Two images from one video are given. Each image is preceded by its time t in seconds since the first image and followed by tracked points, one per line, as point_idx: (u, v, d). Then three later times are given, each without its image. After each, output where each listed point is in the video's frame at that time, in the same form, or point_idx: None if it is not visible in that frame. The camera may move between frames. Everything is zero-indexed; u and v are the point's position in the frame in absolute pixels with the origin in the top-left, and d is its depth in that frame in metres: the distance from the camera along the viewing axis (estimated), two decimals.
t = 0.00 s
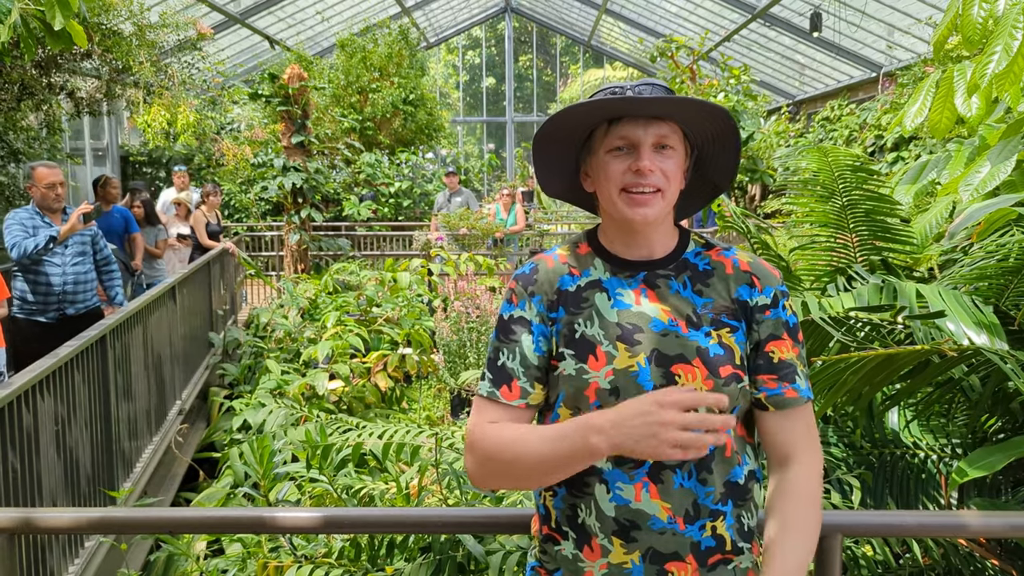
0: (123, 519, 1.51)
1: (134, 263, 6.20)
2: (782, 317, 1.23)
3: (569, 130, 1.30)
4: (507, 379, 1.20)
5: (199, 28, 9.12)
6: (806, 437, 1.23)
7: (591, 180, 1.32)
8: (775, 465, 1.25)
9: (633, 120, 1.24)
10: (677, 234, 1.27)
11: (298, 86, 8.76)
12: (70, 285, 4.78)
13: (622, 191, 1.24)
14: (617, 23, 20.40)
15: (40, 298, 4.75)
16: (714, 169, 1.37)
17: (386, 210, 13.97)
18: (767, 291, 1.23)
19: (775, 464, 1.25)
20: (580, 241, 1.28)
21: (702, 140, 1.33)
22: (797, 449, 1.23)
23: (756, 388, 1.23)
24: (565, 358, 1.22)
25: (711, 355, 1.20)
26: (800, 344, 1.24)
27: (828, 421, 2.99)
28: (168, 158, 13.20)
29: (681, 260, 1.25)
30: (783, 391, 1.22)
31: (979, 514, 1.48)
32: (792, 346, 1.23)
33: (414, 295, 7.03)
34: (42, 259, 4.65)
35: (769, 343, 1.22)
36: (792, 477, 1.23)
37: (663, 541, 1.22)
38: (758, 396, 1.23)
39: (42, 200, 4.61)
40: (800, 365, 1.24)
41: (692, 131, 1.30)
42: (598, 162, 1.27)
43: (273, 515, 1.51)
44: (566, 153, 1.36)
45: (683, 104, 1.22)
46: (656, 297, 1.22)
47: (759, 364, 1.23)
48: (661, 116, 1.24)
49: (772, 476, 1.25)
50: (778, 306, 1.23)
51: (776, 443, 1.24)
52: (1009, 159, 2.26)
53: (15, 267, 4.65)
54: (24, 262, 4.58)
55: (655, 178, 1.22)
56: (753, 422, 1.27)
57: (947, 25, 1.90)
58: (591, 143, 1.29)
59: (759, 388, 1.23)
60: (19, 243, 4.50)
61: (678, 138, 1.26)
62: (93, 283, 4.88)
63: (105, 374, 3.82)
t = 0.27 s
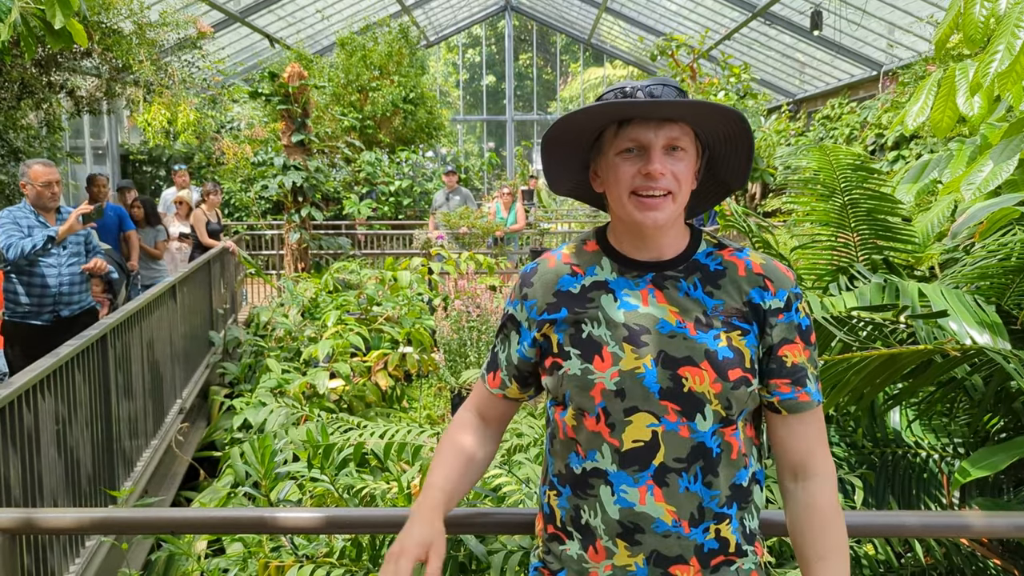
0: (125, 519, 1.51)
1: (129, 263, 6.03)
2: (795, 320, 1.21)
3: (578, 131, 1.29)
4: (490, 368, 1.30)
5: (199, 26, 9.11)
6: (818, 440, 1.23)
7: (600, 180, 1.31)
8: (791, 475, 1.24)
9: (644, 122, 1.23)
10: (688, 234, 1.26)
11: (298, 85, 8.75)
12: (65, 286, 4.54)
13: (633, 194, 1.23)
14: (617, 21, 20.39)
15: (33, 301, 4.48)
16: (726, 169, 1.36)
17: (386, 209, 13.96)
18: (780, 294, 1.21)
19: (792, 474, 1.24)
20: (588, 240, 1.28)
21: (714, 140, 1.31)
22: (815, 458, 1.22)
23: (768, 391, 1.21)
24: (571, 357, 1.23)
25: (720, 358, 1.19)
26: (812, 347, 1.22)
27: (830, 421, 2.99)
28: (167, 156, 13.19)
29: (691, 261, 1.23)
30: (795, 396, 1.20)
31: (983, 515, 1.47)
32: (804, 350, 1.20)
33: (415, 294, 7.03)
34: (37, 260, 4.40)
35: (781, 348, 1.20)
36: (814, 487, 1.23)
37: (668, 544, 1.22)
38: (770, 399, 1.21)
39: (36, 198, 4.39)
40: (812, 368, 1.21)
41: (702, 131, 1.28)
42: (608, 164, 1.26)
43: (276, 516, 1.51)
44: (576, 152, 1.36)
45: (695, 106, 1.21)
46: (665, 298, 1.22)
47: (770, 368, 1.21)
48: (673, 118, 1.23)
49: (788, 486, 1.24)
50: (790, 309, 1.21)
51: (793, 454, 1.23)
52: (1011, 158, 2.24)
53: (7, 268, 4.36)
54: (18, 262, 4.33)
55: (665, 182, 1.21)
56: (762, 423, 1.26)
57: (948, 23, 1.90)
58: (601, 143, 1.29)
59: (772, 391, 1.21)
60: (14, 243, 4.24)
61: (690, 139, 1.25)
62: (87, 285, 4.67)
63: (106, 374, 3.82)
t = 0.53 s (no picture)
0: (124, 518, 1.50)
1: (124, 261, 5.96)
2: (799, 327, 1.20)
3: (581, 130, 1.28)
4: (491, 348, 1.33)
5: (198, 24, 9.08)
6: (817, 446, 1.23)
7: (602, 181, 1.31)
8: (793, 476, 1.24)
9: (647, 124, 1.22)
10: (692, 235, 1.24)
11: (297, 82, 8.72)
12: (64, 287, 4.54)
13: (637, 199, 1.21)
14: (616, 18, 20.36)
15: (32, 301, 4.46)
16: (731, 169, 1.35)
17: (385, 207, 13.96)
18: (785, 301, 1.20)
19: (794, 476, 1.24)
20: (591, 236, 1.28)
21: (717, 142, 1.30)
22: (817, 461, 1.22)
23: (772, 397, 1.21)
24: (572, 357, 1.23)
25: (723, 362, 1.19)
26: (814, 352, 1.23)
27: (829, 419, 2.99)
28: (166, 154, 13.17)
29: (695, 262, 1.22)
30: (800, 402, 1.20)
31: (983, 514, 1.47)
32: (808, 356, 1.21)
33: (414, 292, 7.02)
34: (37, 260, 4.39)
35: (789, 355, 1.20)
36: (816, 489, 1.23)
37: (667, 547, 1.22)
38: (775, 404, 1.21)
39: (39, 198, 4.40)
40: (814, 374, 1.22)
41: (707, 132, 1.27)
42: (611, 166, 1.25)
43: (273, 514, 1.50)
44: (579, 151, 1.35)
45: (700, 110, 1.20)
46: (667, 300, 1.21)
47: (774, 374, 1.21)
48: (676, 121, 1.22)
49: (789, 486, 1.24)
50: (795, 316, 1.20)
51: (795, 458, 1.23)
52: (1012, 156, 2.24)
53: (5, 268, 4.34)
54: (17, 262, 4.31)
55: (669, 186, 1.20)
56: (764, 424, 1.26)
57: (949, 20, 1.89)
58: (604, 143, 1.27)
59: (777, 397, 1.21)
60: (14, 242, 4.23)
61: (694, 141, 1.24)
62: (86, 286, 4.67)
63: (105, 372, 3.81)
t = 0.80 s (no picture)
0: (121, 517, 1.50)
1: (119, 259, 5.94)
2: (793, 326, 1.20)
3: (579, 131, 1.28)
4: (487, 352, 1.33)
5: (196, 21, 9.07)
6: (806, 448, 1.22)
7: (600, 181, 1.31)
8: (779, 477, 1.24)
9: (645, 125, 1.22)
10: (689, 234, 1.24)
11: (295, 80, 8.68)
12: (60, 286, 4.51)
13: (634, 198, 1.21)
14: (615, 16, 20.35)
15: (28, 300, 4.44)
16: (729, 168, 1.35)
17: (383, 204, 13.96)
18: (779, 302, 1.20)
19: (780, 476, 1.24)
20: (587, 234, 1.28)
21: (716, 141, 1.30)
22: (804, 462, 1.22)
23: (765, 397, 1.21)
24: (568, 357, 1.23)
25: (719, 362, 1.19)
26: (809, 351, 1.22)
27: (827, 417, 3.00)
28: (164, 152, 13.17)
29: (691, 262, 1.22)
30: (791, 402, 1.20)
31: (979, 511, 1.47)
32: (803, 356, 1.20)
33: (412, 290, 7.03)
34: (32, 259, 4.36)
35: (781, 354, 1.20)
36: (801, 490, 1.23)
37: (662, 547, 1.22)
38: (766, 404, 1.22)
39: (35, 195, 4.40)
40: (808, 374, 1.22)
41: (705, 133, 1.27)
42: (608, 166, 1.25)
43: (272, 513, 1.50)
44: (577, 151, 1.35)
45: (698, 111, 1.20)
46: (663, 300, 1.21)
47: (768, 374, 1.21)
48: (674, 121, 1.21)
49: (775, 486, 1.24)
50: (790, 315, 1.20)
51: (782, 457, 1.23)
52: (1009, 154, 2.25)
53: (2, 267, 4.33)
54: (12, 261, 4.29)
55: (666, 187, 1.20)
56: (756, 424, 1.26)
57: (946, 17, 1.90)
58: (601, 143, 1.27)
59: (769, 397, 1.21)
60: (8, 239, 4.21)
61: (692, 141, 1.24)
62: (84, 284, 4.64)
63: (103, 369, 3.82)
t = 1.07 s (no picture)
0: (120, 516, 1.50)
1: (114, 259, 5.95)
2: (787, 328, 1.20)
3: (571, 137, 1.28)
4: (480, 354, 1.34)
5: (194, 20, 9.06)
6: (799, 445, 1.23)
7: (593, 185, 1.31)
8: (774, 476, 1.25)
9: (636, 132, 1.21)
10: (683, 235, 1.24)
11: (294, 79, 8.66)
12: (52, 287, 4.46)
13: (626, 205, 1.21)
14: (614, 14, 20.34)
15: (19, 302, 4.38)
16: (721, 170, 1.35)
17: (382, 203, 13.96)
18: (773, 304, 1.20)
19: (775, 476, 1.25)
20: (580, 236, 1.28)
21: (708, 143, 1.31)
22: (798, 461, 1.23)
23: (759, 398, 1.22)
24: (562, 360, 1.23)
25: (713, 364, 1.20)
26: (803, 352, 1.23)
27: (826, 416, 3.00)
28: (163, 151, 13.15)
29: (684, 264, 1.22)
30: (784, 404, 1.21)
31: (976, 511, 1.47)
32: (795, 357, 1.21)
33: (411, 289, 7.03)
34: (22, 260, 4.30)
35: (775, 356, 1.20)
36: (796, 488, 1.23)
37: (658, 548, 1.22)
38: (760, 405, 1.22)
39: (20, 194, 4.36)
40: (802, 375, 1.22)
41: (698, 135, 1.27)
42: (600, 172, 1.25)
43: (270, 513, 1.51)
44: (569, 155, 1.35)
45: (690, 116, 1.20)
46: (657, 302, 1.21)
47: (762, 375, 1.21)
48: (666, 126, 1.21)
49: (770, 486, 1.25)
50: (783, 318, 1.20)
51: (776, 457, 1.24)
52: (1007, 154, 2.25)
53: None
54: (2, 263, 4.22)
55: (659, 192, 1.20)
56: (750, 424, 1.26)
57: (944, 18, 1.90)
58: (594, 148, 1.27)
59: (762, 398, 1.22)
60: None
61: (684, 146, 1.24)
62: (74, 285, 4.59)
63: (103, 369, 3.83)
